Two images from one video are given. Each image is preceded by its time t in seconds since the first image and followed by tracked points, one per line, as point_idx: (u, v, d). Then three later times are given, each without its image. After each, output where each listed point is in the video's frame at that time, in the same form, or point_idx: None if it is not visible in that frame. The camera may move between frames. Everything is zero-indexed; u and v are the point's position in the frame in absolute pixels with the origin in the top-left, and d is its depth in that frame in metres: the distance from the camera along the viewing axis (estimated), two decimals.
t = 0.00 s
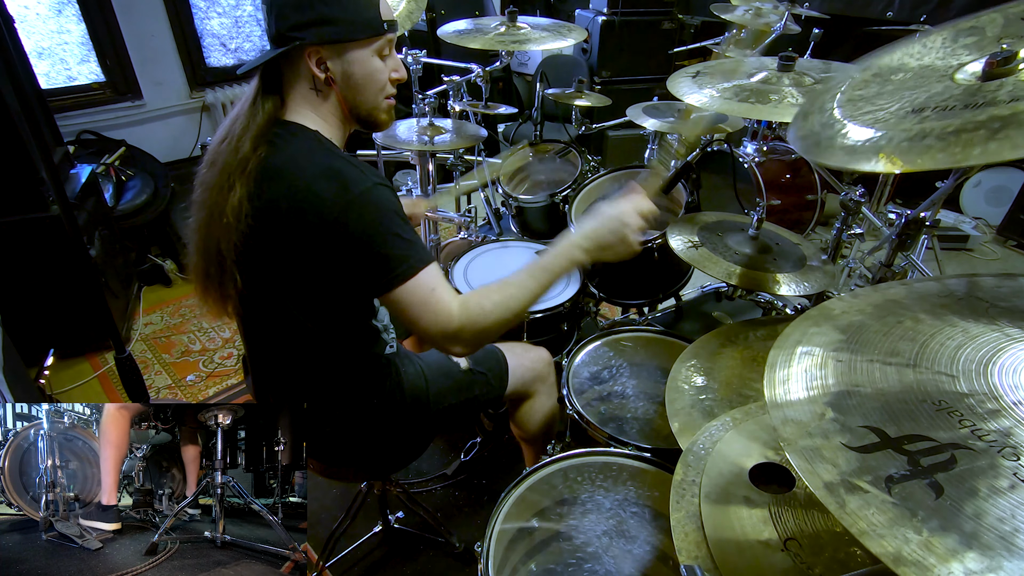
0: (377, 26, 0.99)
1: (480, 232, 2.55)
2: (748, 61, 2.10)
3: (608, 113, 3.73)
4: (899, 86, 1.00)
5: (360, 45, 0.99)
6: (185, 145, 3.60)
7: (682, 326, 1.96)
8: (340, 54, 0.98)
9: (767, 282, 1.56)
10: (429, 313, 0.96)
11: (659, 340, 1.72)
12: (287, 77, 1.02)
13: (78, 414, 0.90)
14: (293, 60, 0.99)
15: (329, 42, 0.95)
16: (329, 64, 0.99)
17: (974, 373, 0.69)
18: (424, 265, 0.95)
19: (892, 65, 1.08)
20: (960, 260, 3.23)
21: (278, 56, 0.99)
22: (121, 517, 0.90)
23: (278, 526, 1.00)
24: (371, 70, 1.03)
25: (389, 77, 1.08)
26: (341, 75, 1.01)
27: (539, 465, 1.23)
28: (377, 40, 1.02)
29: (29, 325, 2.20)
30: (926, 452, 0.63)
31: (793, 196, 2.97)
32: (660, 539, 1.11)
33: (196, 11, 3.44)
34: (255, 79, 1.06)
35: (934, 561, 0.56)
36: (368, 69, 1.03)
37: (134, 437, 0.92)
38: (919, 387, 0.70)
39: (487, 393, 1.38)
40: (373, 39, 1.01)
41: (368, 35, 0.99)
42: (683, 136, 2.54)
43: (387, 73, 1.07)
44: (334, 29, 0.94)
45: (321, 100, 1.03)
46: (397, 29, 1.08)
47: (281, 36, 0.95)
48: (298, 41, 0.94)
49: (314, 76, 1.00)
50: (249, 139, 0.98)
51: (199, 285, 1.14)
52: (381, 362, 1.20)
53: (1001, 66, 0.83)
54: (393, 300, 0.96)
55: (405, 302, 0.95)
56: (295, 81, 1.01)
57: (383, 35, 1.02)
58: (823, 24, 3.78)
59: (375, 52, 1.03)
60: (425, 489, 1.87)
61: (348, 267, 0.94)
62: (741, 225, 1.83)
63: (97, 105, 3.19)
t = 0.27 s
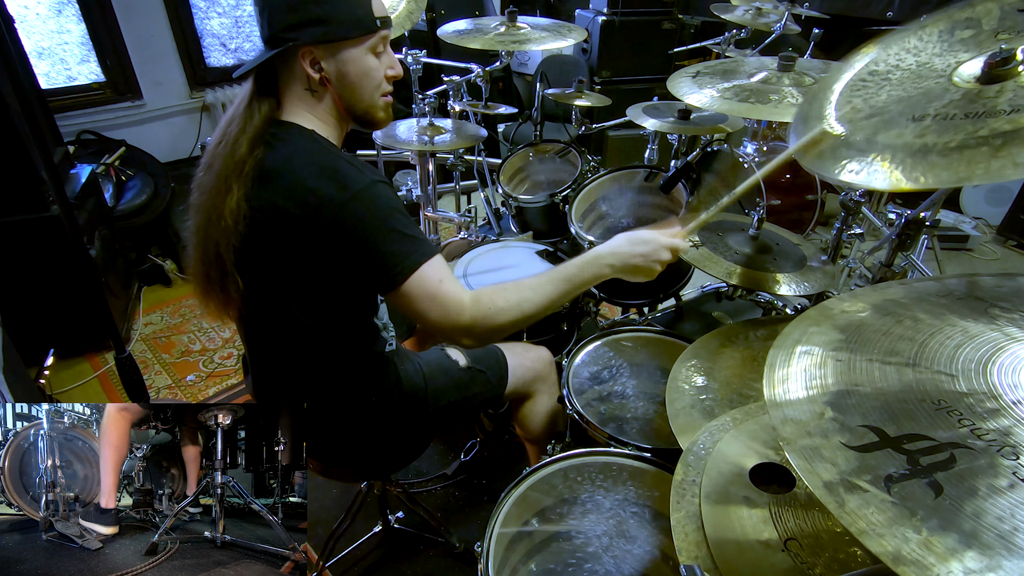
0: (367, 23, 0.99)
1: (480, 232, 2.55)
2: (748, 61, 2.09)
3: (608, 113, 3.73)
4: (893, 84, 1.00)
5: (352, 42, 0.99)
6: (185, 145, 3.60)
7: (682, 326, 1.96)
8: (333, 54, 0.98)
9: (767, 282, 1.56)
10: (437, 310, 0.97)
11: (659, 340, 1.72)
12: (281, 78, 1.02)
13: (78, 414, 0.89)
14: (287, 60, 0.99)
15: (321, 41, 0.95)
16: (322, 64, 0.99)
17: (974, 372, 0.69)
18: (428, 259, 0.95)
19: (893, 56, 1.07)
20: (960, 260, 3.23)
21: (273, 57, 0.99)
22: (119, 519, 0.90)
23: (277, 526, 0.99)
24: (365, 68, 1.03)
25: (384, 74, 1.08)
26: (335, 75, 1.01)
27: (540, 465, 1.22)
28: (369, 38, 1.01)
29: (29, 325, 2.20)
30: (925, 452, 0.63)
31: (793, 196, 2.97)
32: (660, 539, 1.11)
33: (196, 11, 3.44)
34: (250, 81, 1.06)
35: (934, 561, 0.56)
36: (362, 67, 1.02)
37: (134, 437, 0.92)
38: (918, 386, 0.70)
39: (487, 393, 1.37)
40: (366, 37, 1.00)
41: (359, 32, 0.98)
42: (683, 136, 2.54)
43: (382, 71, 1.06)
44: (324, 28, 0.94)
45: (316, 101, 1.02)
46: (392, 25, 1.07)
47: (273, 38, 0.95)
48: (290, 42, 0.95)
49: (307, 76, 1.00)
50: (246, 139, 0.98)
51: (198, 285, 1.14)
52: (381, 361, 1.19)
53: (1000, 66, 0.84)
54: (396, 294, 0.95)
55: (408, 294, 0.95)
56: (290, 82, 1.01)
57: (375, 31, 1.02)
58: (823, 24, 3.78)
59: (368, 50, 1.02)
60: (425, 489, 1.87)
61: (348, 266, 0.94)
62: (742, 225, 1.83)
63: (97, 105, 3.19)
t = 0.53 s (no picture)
0: (363, 17, 0.99)
1: (480, 232, 2.55)
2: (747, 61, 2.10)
3: (608, 113, 3.73)
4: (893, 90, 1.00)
5: (350, 37, 1.00)
6: (185, 145, 3.60)
7: (682, 326, 1.96)
8: (331, 50, 0.99)
9: (767, 282, 1.56)
10: (429, 314, 0.95)
11: (659, 340, 1.72)
12: (280, 82, 1.01)
13: (78, 414, 0.90)
14: (285, 63, 0.99)
15: (319, 39, 0.95)
16: (322, 61, 0.99)
17: (973, 372, 0.69)
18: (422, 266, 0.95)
19: (888, 64, 1.08)
20: (960, 260, 3.23)
21: (270, 62, 0.98)
22: (120, 518, 0.90)
23: (277, 526, 1.00)
24: (364, 61, 1.03)
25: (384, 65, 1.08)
26: (335, 72, 1.01)
27: (540, 465, 1.24)
28: (366, 29, 1.02)
29: (29, 325, 2.20)
30: (926, 452, 0.63)
31: (793, 196, 2.96)
32: (660, 539, 1.11)
33: (196, 11, 3.44)
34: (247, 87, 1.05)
35: (934, 562, 0.56)
36: (361, 60, 1.03)
37: (134, 437, 0.92)
38: (919, 386, 0.70)
39: (487, 393, 1.38)
40: (362, 29, 1.01)
41: (356, 27, 0.99)
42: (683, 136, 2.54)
43: (381, 62, 1.07)
44: (321, 25, 0.94)
45: (318, 100, 1.03)
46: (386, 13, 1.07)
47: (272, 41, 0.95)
48: (288, 43, 0.94)
49: (307, 76, 1.00)
50: (245, 143, 0.98)
51: (198, 287, 1.14)
52: (381, 362, 1.20)
53: (999, 66, 0.83)
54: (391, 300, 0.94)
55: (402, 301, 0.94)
56: (290, 84, 1.01)
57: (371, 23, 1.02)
58: (823, 24, 3.78)
59: (365, 42, 1.03)
60: (425, 489, 1.87)
61: (349, 268, 0.94)
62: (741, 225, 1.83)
63: (97, 105, 3.19)
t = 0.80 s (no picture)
0: (366, 12, 0.99)
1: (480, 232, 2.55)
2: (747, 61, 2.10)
3: (608, 113, 3.73)
4: (893, 93, 1.01)
5: (354, 33, 0.99)
6: (185, 145, 3.60)
7: (682, 326, 1.96)
8: (336, 46, 0.98)
9: (767, 282, 1.56)
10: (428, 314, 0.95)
11: (659, 340, 1.72)
12: (284, 80, 1.01)
13: (78, 414, 0.89)
14: (289, 61, 0.99)
15: (324, 35, 0.95)
16: (326, 58, 0.99)
17: (971, 371, 0.69)
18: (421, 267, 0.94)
19: (887, 67, 1.09)
20: (960, 260, 3.23)
21: (274, 60, 0.98)
22: (121, 519, 0.91)
23: (278, 526, 0.99)
24: (369, 57, 1.03)
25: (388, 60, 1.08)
26: (340, 68, 1.01)
27: (539, 464, 1.22)
28: (370, 25, 1.02)
29: (29, 325, 2.21)
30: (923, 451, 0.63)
31: (793, 196, 2.97)
32: (659, 539, 1.11)
33: (196, 11, 3.44)
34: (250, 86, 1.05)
35: (931, 560, 0.56)
36: (366, 56, 1.03)
37: (134, 437, 0.91)
38: (917, 385, 0.70)
39: (487, 392, 1.38)
40: (366, 26, 1.01)
41: (360, 23, 0.98)
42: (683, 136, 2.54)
43: (385, 57, 1.07)
44: (325, 23, 0.94)
45: (322, 97, 1.03)
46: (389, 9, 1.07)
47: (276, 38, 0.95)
48: (293, 41, 0.94)
49: (311, 72, 1.00)
50: (247, 142, 0.98)
51: (199, 286, 1.14)
52: (381, 362, 1.20)
53: (998, 66, 0.83)
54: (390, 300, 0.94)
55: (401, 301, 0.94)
56: (293, 82, 1.01)
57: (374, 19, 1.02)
58: (823, 24, 3.78)
59: (369, 38, 1.03)
60: (425, 489, 1.87)
61: (349, 268, 0.94)
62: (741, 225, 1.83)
63: (97, 105, 3.20)
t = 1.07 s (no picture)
0: (377, 14, 0.99)
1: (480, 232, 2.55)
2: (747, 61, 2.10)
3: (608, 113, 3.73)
4: (891, 91, 1.00)
5: (365, 34, 1.00)
6: (185, 145, 3.60)
7: (682, 326, 1.96)
8: (346, 47, 0.99)
9: (767, 282, 1.56)
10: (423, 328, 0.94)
11: (659, 340, 1.72)
12: (293, 79, 1.01)
13: (78, 414, 0.90)
14: (300, 61, 0.99)
15: (337, 34, 0.95)
16: (337, 58, 0.99)
17: (973, 372, 0.69)
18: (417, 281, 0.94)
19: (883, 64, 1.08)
20: (960, 260, 3.23)
21: (284, 59, 0.98)
22: (120, 521, 0.91)
23: (277, 526, 1.01)
24: (378, 59, 1.04)
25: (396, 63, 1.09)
26: (351, 68, 1.02)
27: (539, 464, 1.22)
28: (380, 27, 1.03)
29: (30, 325, 2.21)
30: (926, 453, 0.63)
31: (793, 196, 2.95)
32: (660, 539, 1.11)
33: (196, 11, 3.43)
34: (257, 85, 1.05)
35: (933, 562, 0.56)
36: (376, 57, 1.04)
37: (134, 437, 0.92)
38: (918, 386, 0.70)
39: (489, 395, 1.38)
40: (376, 27, 1.01)
41: (370, 24, 0.99)
42: (683, 136, 2.54)
43: (394, 60, 1.08)
44: (337, 22, 0.94)
45: (332, 98, 1.03)
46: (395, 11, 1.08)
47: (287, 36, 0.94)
48: (304, 39, 0.94)
49: (322, 73, 1.00)
50: (250, 144, 0.98)
51: (200, 286, 1.15)
52: (382, 363, 1.20)
53: (998, 67, 0.84)
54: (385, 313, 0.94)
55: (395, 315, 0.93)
56: (302, 81, 1.00)
57: (384, 21, 1.03)
58: (823, 24, 3.78)
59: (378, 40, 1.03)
60: (425, 489, 1.87)
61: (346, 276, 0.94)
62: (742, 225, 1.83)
63: (97, 105, 3.20)
